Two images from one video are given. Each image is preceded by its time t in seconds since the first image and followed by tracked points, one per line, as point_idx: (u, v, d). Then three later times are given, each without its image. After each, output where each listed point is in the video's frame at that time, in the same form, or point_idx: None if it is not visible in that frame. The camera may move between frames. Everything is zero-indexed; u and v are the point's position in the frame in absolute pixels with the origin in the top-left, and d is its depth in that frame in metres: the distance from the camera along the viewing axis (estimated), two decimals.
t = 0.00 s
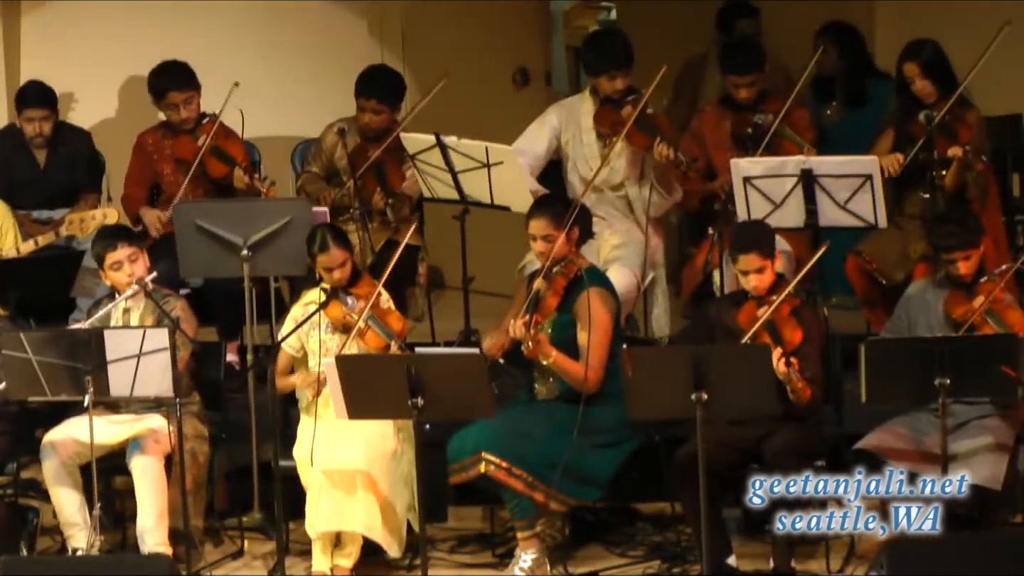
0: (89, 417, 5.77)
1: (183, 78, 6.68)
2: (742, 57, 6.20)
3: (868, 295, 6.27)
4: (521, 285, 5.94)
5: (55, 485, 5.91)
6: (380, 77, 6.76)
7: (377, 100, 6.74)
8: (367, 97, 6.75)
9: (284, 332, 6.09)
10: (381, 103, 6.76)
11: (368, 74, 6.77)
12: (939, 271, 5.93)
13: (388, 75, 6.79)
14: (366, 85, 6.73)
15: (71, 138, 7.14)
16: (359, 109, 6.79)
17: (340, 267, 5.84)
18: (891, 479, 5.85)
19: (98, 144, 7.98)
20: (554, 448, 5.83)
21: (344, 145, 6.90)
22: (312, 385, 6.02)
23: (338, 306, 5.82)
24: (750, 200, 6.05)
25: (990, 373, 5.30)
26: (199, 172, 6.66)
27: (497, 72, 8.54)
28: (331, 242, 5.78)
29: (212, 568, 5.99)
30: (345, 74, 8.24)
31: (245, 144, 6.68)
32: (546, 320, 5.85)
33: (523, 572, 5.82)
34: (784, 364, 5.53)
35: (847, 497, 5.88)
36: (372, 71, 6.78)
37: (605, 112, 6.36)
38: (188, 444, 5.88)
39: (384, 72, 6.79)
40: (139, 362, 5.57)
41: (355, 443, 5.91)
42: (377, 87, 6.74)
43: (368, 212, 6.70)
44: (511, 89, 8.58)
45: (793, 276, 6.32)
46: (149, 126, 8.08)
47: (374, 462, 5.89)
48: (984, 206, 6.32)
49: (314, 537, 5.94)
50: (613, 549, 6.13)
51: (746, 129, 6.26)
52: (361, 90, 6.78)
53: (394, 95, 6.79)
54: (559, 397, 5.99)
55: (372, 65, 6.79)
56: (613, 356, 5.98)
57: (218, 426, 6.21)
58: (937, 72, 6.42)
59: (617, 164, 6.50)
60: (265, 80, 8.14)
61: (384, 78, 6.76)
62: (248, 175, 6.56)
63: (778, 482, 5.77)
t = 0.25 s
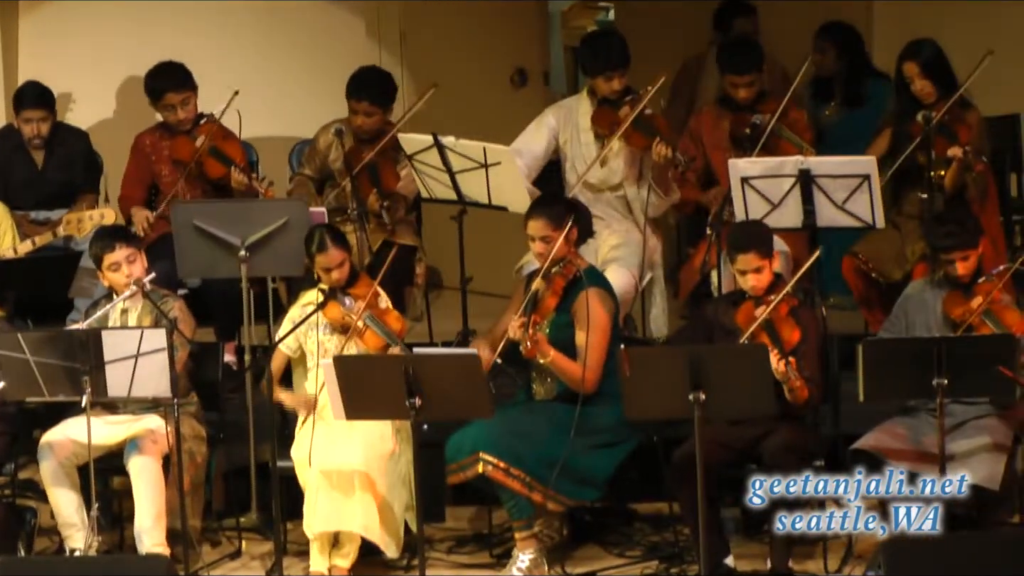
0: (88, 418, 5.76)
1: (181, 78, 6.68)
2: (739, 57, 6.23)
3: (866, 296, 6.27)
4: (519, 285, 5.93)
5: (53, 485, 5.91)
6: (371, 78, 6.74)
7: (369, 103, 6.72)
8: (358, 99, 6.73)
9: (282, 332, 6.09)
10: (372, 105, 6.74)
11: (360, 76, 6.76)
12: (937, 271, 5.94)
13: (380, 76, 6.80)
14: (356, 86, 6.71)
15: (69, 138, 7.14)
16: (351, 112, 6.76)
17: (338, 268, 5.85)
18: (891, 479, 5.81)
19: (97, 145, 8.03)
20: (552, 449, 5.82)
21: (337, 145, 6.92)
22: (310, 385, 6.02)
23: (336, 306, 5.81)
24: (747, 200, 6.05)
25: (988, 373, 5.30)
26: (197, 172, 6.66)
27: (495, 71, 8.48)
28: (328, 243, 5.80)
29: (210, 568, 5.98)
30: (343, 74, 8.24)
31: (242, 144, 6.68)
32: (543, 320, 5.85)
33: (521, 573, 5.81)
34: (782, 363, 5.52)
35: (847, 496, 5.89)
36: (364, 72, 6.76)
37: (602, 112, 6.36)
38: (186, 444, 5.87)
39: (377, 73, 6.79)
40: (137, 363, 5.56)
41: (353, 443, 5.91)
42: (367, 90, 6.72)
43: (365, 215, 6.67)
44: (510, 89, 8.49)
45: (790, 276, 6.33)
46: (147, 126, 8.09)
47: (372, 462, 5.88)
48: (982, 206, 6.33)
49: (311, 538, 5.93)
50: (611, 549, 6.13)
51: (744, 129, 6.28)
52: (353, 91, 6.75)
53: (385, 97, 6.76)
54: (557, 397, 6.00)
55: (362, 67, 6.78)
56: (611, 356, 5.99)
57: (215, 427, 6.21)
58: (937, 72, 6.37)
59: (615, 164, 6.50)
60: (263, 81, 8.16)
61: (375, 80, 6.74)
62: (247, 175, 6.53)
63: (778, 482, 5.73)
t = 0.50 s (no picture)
0: (80, 418, 5.74)
1: (172, 78, 6.68)
2: (731, 57, 6.24)
3: (859, 296, 6.27)
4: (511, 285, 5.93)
5: (44, 485, 5.90)
6: (348, 81, 6.78)
7: (347, 105, 6.77)
8: (336, 103, 6.78)
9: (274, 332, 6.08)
10: (351, 107, 6.79)
11: (337, 80, 6.80)
12: (929, 271, 5.94)
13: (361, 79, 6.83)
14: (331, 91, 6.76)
15: (60, 138, 7.14)
16: (332, 116, 6.81)
17: (330, 267, 5.83)
18: (892, 479, 5.79)
19: (88, 144, 8.03)
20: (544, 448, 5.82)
21: (323, 147, 6.96)
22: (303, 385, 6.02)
23: (328, 306, 5.80)
24: (739, 199, 6.04)
25: (979, 372, 5.29)
26: (190, 172, 6.66)
27: (486, 72, 8.48)
28: (320, 243, 5.78)
29: (202, 568, 5.98)
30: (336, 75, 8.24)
31: (234, 144, 6.69)
32: (536, 320, 5.84)
33: (512, 573, 5.81)
34: (777, 363, 5.53)
35: (847, 496, 5.84)
36: (343, 76, 6.81)
37: (595, 112, 6.37)
38: (177, 444, 5.86)
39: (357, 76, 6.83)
40: (128, 363, 5.54)
41: (345, 442, 5.91)
42: (344, 93, 6.77)
43: (355, 216, 6.70)
44: (501, 90, 8.50)
45: (783, 276, 6.34)
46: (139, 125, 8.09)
47: (364, 461, 5.88)
48: (974, 205, 6.35)
49: (303, 538, 5.93)
50: (603, 549, 6.13)
51: (736, 129, 6.29)
52: (332, 94, 6.81)
53: (363, 98, 6.81)
54: (550, 397, 6.00)
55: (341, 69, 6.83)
56: (603, 356, 5.98)
57: (207, 427, 6.21)
58: (930, 71, 6.37)
59: (606, 164, 6.52)
60: (258, 81, 8.16)
61: (354, 83, 6.79)
62: (240, 175, 6.55)
63: (779, 481, 5.71)
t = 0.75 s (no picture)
0: (70, 419, 5.73)
1: (162, 78, 6.70)
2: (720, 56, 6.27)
3: (847, 295, 6.35)
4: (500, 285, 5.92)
5: (34, 485, 5.90)
6: (334, 81, 6.88)
7: (332, 104, 6.86)
8: (322, 103, 6.89)
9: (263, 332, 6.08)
10: (337, 106, 6.89)
11: (323, 80, 6.89)
12: (919, 271, 5.94)
13: (347, 79, 6.92)
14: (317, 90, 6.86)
15: (50, 138, 7.15)
16: (317, 115, 6.90)
17: (320, 266, 5.83)
18: (892, 479, 5.75)
19: (77, 144, 8.07)
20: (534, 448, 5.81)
21: (309, 146, 6.98)
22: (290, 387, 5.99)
23: (317, 305, 5.78)
24: (728, 199, 6.04)
25: (970, 372, 5.26)
26: (179, 172, 6.67)
27: (476, 71, 8.46)
28: (309, 241, 5.79)
29: (191, 568, 5.98)
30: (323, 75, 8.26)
31: (224, 145, 6.72)
32: (525, 320, 5.83)
33: (502, 573, 5.80)
34: (764, 362, 5.51)
35: (847, 497, 5.82)
36: (329, 76, 6.90)
37: (584, 112, 6.38)
38: (167, 444, 5.88)
39: (343, 76, 6.92)
40: (118, 363, 5.52)
41: (335, 443, 5.90)
42: (330, 92, 6.87)
43: (343, 215, 6.73)
44: (490, 90, 8.48)
45: (772, 275, 6.35)
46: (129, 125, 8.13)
47: (353, 461, 5.88)
48: (963, 205, 6.36)
49: (293, 538, 5.92)
50: (592, 549, 6.14)
51: (725, 128, 6.31)
52: (316, 94, 6.90)
53: (349, 97, 6.90)
54: (539, 397, 5.99)
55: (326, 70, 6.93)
56: (593, 355, 5.98)
57: (197, 427, 6.22)
58: (918, 71, 6.39)
59: (595, 164, 6.55)
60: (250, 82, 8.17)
61: (340, 83, 6.89)
62: (229, 176, 6.59)
63: (779, 481, 5.69)
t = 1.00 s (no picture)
0: (60, 419, 5.73)
1: (153, 79, 6.69)
2: (711, 57, 6.28)
3: (838, 297, 6.46)
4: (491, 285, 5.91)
5: (24, 486, 5.90)
6: (329, 82, 6.81)
7: (326, 105, 6.80)
8: (315, 103, 6.82)
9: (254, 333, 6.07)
10: (329, 107, 6.82)
11: (316, 80, 6.83)
12: (911, 271, 5.93)
13: (339, 78, 6.86)
14: (310, 91, 6.79)
15: (40, 138, 7.15)
16: (309, 115, 6.84)
17: (310, 267, 5.81)
18: (892, 479, 5.71)
19: (68, 145, 7.99)
20: (525, 448, 5.81)
21: (301, 147, 7.02)
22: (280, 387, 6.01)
23: (309, 305, 5.79)
24: (718, 199, 6.04)
25: (960, 372, 5.25)
26: (169, 173, 6.70)
27: (469, 69, 8.70)
28: (301, 242, 5.77)
29: (181, 569, 5.98)
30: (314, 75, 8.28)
31: (214, 146, 6.73)
32: (516, 319, 5.81)
33: (492, 573, 5.80)
34: (758, 362, 5.47)
35: (846, 497, 5.77)
36: (321, 75, 6.83)
37: (574, 113, 6.40)
38: (157, 444, 5.91)
39: (336, 75, 6.86)
40: (108, 364, 5.48)
41: (325, 443, 5.90)
42: (323, 93, 6.80)
43: (334, 215, 6.68)
44: (481, 88, 8.74)
45: (763, 275, 6.34)
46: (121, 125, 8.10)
47: (344, 462, 5.88)
48: (953, 206, 6.39)
49: (283, 538, 5.91)
50: (583, 550, 6.14)
51: (715, 129, 6.33)
52: (309, 94, 6.84)
53: (342, 97, 6.84)
54: (530, 398, 5.96)
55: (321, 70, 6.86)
56: (584, 355, 5.97)
57: (187, 427, 6.22)
58: (909, 72, 6.40)
59: (587, 166, 6.56)
60: (244, 82, 8.18)
61: (330, 84, 6.81)
62: (220, 176, 6.59)
63: (779, 481, 5.65)
